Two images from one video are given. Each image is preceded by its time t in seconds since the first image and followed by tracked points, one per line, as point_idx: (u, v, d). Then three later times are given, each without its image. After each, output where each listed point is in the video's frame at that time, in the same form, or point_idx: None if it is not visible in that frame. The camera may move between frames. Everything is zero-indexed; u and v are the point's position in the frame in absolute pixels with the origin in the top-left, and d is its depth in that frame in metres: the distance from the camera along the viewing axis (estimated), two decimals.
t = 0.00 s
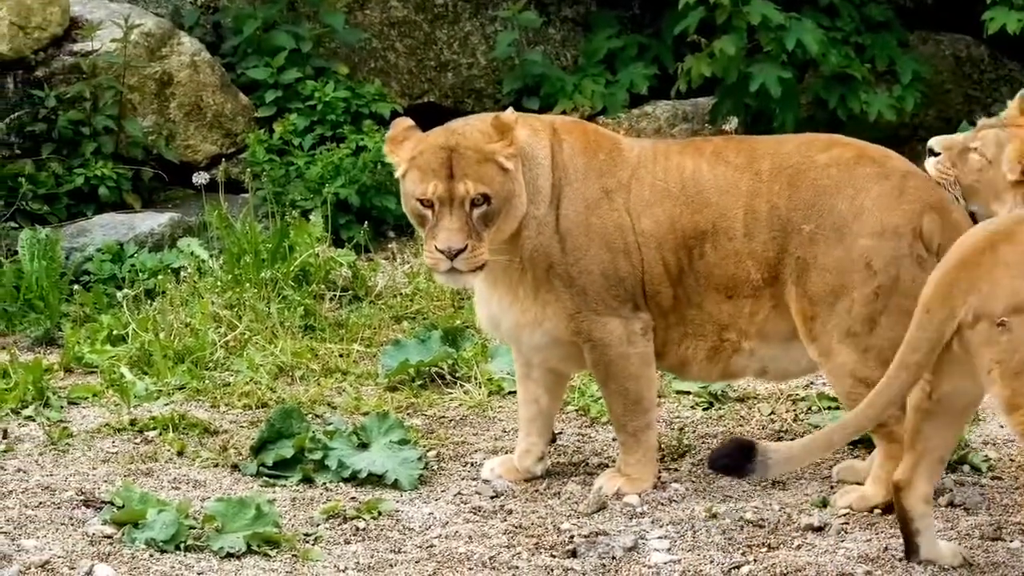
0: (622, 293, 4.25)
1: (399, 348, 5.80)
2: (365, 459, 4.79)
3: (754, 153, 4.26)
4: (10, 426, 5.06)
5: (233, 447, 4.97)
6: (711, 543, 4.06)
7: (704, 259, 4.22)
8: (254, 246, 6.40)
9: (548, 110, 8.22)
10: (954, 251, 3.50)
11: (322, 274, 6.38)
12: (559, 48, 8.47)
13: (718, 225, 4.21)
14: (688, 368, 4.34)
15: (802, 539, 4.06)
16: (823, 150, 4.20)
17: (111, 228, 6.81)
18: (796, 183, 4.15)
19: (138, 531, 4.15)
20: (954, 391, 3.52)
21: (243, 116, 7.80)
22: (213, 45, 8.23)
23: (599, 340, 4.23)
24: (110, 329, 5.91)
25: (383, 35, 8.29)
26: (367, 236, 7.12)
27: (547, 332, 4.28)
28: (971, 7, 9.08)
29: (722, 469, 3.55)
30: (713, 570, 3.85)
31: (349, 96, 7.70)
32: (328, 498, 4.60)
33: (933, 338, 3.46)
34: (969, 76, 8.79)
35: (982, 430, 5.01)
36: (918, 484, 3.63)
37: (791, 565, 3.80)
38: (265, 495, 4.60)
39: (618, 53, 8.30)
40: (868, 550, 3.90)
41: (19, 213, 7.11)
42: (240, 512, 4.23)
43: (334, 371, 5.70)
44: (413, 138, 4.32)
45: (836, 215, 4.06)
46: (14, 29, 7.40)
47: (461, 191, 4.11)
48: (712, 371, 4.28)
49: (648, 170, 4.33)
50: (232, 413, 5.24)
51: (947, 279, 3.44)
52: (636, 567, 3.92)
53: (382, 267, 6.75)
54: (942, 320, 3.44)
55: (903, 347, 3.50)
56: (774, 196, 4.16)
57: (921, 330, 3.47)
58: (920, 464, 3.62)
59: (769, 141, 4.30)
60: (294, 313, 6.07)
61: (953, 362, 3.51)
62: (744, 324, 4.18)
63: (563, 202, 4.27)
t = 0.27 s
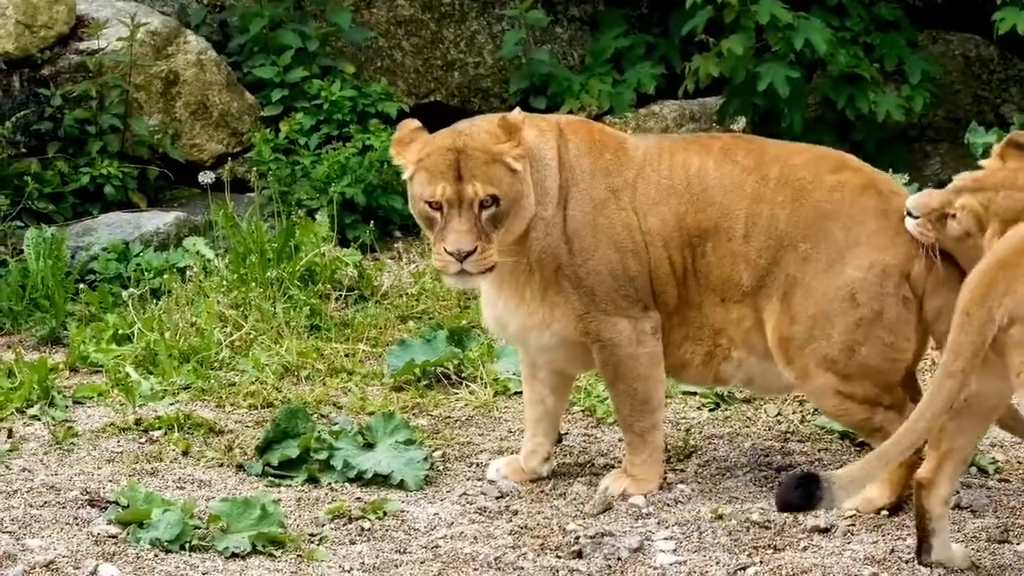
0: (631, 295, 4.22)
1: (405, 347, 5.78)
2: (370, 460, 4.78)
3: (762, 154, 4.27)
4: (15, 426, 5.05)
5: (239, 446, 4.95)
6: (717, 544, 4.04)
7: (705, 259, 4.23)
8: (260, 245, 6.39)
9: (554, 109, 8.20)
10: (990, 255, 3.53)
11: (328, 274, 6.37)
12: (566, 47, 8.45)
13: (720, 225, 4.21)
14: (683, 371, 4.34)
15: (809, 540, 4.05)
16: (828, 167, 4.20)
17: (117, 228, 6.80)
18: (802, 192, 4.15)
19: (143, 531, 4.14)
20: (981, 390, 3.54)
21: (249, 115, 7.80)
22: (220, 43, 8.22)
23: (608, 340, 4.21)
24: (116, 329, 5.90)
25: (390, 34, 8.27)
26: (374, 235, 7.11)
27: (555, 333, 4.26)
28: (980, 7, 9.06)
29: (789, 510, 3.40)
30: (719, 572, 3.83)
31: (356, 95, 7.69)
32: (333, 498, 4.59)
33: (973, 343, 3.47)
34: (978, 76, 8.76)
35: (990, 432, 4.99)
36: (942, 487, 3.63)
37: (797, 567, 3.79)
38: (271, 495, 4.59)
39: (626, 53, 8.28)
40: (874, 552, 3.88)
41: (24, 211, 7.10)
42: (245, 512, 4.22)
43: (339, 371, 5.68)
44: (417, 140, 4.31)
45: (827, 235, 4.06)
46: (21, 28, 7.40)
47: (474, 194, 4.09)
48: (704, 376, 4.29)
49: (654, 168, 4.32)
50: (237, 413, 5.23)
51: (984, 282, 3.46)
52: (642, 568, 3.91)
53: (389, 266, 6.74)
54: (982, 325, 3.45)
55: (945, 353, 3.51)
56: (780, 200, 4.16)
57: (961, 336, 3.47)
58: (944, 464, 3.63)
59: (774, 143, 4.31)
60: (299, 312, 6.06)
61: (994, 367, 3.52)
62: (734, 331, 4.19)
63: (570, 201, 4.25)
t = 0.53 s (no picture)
0: (622, 299, 4.20)
1: (406, 348, 5.78)
2: (371, 460, 4.77)
3: (760, 175, 4.29)
4: (15, 426, 5.04)
5: (240, 446, 4.95)
6: (718, 546, 4.04)
7: (692, 271, 4.24)
8: (261, 245, 6.38)
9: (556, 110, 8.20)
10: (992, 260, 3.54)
11: (329, 274, 6.37)
12: (568, 48, 8.44)
13: (709, 238, 4.23)
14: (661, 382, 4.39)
15: (810, 542, 4.04)
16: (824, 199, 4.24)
17: (118, 228, 6.80)
18: (794, 219, 4.19)
19: (143, 531, 4.14)
20: (986, 394, 3.50)
21: (251, 115, 7.79)
22: (222, 43, 8.21)
23: (602, 344, 4.19)
24: (117, 329, 5.89)
25: (392, 34, 8.26)
26: (375, 235, 7.11)
27: (548, 334, 4.24)
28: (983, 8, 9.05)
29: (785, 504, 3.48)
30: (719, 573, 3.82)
31: (358, 96, 7.68)
32: (334, 499, 4.59)
33: (975, 345, 3.47)
34: (981, 78, 8.75)
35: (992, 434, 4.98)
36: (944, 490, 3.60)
37: (797, 569, 3.78)
38: (272, 495, 4.59)
39: (628, 53, 8.28)
40: (875, 554, 3.87)
41: (26, 211, 7.10)
42: (247, 513, 4.21)
43: (340, 372, 5.68)
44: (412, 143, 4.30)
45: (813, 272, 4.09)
46: (23, 27, 7.39)
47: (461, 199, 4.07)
48: (682, 381, 4.35)
49: (649, 175, 4.30)
50: (238, 413, 5.23)
51: (989, 284, 3.47)
52: (642, 569, 3.90)
53: (390, 267, 6.73)
54: (984, 328, 3.46)
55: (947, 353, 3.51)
56: (775, 224, 4.18)
57: (964, 336, 3.48)
58: (946, 469, 3.58)
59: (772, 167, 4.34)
60: (301, 313, 6.05)
61: (995, 371, 3.50)
62: (712, 344, 4.22)
63: (563, 204, 4.22)
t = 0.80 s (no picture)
0: (609, 307, 4.15)
1: (404, 349, 5.78)
2: (369, 461, 4.78)
3: (772, 209, 4.22)
4: (13, 426, 5.04)
5: (237, 447, 4.96)
6: (714, 547, 4.05)
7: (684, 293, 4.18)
8: (259, 246, 6.39)
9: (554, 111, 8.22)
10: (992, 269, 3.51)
11: (327, 275, 6.38)
12: (566, 49, 8.45)
13: (708, 264, 4.15)
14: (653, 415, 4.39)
15: (806, 543, 4.05)
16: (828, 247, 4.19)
17: (116, 228, 6.81)
18: (797, 257, 4.12)
19: (140, 531, 4.15)
20: (980, 404, 3.47)
21: (249, 116, 7.80)
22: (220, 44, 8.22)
23: (592, 348, 4.17)
24: (115, 329, 5.90)
25: (390, 35, 8.28)
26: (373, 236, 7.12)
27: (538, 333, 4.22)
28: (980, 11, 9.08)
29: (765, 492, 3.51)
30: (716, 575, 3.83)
31: (356, 97, 7.69)
32: (332, 499, 4.59)
33: (970, 352, 3.45)
34: (978, 81, 8.77)
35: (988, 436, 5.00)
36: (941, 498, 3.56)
37: (793, 570, 3.78)
38: (269, 496, 4.60)
39: (626, 55, 8.29)
40: (871, 555, 3.88)
41: (24, 212, 7.10)
42: (244, 513, 4.22)
43: (338, 372, 5.68)
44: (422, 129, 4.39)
45: (811, 314, 4.03)
46: (21, 28, 7.40)
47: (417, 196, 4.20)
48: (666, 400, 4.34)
49: (653, 190, 4.23)
50: (235, 414, 5.23)
51: (990, 292, 3.45)
52: (639, 570, 3.91)
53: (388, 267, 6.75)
54: (982, 337, 3.44)
55: (943, 358, 3.48)
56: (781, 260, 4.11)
57: (961, 342, 3.45)
58: (941, 478, 3.54)
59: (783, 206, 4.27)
60: (298, 314, 6.06)
61: (990, 379, 3.48)
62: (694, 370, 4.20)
63: (561, 212, 4.16)
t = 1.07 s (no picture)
0: (605, 311, 4.24)
1: (395, 350, 5.81)
2: (360, 462, 4.81)
3: (778, 257, 4.11)
4: (6, 427, 5.06)
5: (229, 448, 4.98)
6: (703, 547, 4.07)
7: (670, 326, 4.19)
8: (251, 247, 6.41)
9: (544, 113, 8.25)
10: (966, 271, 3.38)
11: (318, 277, 6.40)
12: (556, 52, 8.48)
13: (696, 307, 4.14)
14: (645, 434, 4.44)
15: (795, 544, 4.07)
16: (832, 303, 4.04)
17: (109, 230, 6.82)
18: (785, 315, 4.01)
19: (132, 532, 4.17)
20: (955, 413, 3.49)
21: (240, 118, 7.83)
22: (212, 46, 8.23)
23: (588, 348, 4.27)
24: (107, 330, 5.91)
25: (382, 38, 8.28)
26: (364, 238, 7.14)
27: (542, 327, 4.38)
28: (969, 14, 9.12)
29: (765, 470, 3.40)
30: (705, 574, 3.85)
31: (348, 99, 7.70)
32: (323, 500, 4.61)
33: (946, 362, 3.33)
34: (966, 84, 8.80)
35: (976, 437, 5.03)
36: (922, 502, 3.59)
37: (782, 569, 3.79)
38: (261, 496, 4.62)
39: (616, 57, 8.32)
40: (861, 555, 3.90)
41: (16, 213, 7.11)
42: (235, 513, 4.24)
43: (329, 373, 5.71)
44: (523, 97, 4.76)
45: (788, 374, 3.96)
46: (14, 30, 7.35)
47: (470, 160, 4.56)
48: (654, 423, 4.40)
49: (662, 216, 4.23)
50: (227, 415, 5.25)
51: (965, 300, 3.33)
52: (628, 570, 3.94)
53: (379, 269, 6.77)
54: (958, 348, 3.32)
55: (916, 368, 3.34)
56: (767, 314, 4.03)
57: (937, 351, 3.33)
58: (922, 482, 3.57)
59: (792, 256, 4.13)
60: (290, 315, 6.08)
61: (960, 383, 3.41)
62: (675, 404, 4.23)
63: (562, 216, 4.30)
